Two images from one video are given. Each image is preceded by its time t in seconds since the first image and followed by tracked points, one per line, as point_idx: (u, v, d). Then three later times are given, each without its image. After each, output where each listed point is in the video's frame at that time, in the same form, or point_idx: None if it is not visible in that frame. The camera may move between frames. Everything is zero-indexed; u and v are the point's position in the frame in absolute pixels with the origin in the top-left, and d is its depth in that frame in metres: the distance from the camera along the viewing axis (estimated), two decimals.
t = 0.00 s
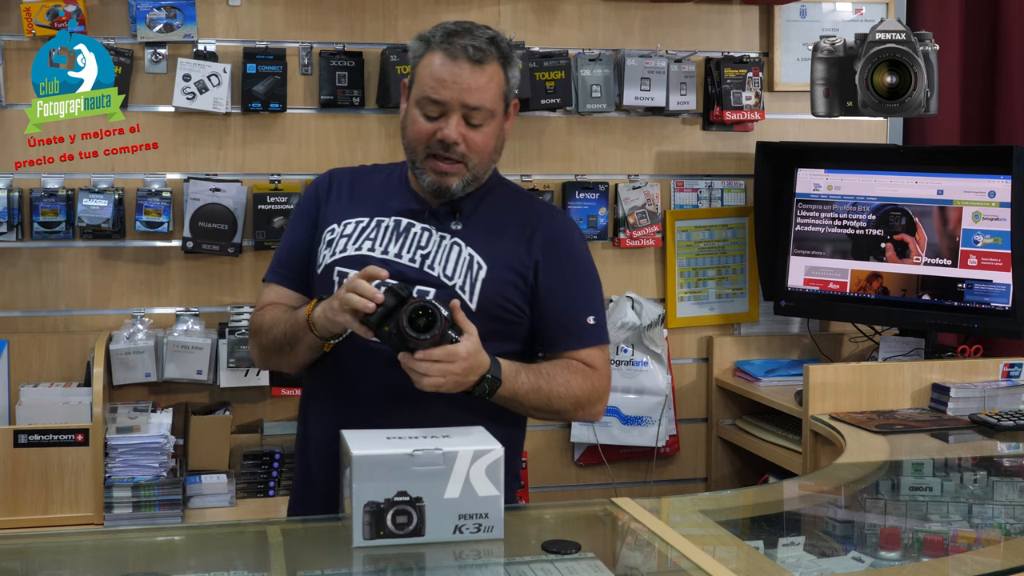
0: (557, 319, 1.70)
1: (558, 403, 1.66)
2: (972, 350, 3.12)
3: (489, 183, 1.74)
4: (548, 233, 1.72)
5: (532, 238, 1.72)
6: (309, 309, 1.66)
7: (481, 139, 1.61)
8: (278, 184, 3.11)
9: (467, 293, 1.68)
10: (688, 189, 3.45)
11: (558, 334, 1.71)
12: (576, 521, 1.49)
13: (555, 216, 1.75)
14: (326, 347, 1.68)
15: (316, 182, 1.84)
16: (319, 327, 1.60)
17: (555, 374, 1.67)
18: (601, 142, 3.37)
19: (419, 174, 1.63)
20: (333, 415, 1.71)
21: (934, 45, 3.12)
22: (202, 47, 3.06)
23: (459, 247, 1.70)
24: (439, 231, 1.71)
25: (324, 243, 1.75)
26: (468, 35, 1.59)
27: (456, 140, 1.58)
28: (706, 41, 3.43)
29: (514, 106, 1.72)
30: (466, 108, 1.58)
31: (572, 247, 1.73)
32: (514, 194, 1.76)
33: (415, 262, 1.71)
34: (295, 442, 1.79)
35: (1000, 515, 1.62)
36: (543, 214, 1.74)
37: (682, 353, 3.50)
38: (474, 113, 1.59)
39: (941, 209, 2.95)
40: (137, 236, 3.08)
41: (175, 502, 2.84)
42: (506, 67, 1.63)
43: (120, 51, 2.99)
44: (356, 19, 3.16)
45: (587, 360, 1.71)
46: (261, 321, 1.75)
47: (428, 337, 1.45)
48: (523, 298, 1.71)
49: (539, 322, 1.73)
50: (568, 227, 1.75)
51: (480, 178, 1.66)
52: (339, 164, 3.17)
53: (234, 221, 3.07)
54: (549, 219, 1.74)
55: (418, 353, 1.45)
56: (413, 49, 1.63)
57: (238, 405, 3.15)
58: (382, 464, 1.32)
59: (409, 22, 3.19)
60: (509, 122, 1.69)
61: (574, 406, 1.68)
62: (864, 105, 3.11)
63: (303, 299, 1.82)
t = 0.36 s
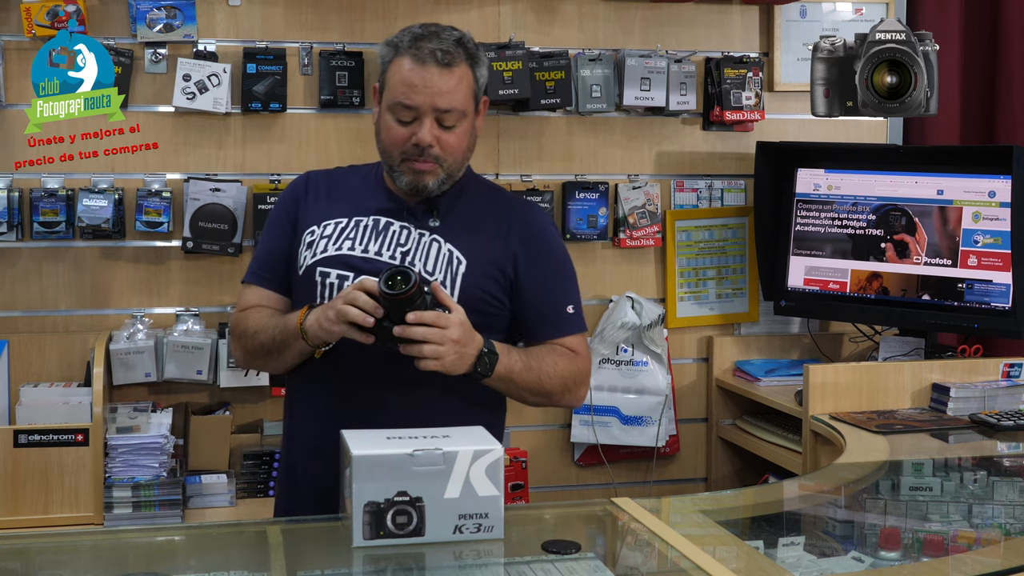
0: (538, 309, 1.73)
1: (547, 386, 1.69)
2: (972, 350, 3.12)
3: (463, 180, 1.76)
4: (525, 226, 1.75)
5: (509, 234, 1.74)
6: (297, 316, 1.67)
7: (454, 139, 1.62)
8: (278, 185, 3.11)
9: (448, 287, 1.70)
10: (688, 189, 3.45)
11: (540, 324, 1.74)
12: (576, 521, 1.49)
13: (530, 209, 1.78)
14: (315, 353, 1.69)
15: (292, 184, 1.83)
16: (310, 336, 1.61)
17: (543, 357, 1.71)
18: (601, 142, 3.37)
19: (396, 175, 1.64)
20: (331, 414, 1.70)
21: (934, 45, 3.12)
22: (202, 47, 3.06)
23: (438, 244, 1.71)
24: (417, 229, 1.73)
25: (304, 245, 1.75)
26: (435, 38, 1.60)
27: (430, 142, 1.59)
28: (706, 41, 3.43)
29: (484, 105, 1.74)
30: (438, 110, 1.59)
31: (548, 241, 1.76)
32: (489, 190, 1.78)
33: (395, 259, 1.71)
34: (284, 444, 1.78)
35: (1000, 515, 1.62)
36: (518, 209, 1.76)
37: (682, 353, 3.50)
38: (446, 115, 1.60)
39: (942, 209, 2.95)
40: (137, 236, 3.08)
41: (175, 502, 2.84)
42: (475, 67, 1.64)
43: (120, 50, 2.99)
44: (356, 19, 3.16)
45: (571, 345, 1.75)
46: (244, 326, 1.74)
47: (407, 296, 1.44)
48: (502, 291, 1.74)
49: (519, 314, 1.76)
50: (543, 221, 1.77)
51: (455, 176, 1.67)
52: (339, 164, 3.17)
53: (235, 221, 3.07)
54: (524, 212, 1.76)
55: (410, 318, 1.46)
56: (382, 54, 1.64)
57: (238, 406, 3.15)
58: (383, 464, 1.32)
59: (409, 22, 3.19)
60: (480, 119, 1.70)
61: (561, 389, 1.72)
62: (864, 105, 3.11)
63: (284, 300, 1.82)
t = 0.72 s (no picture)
0: (526, 315, 1.74)
1: (537, 390, 1.70)
2: (972, 351, 3.12)
3: (450, 187, 1.76)
4: (512, 233, 1.75)
5: (496, 240, 1.74)
6: (292, 327, 1.67)
7: (439, 148, 1.63)
8: (278, 184, 3.11)
9: (437, 296, 1.70)
10: (688, 189, 3.45)
11: (529, 330, 1.74)
12: (576, 521, 1.49)
13: (517, 215, 1.78)
14: (311, 364, 1.69)
15: (284, 195, 1.84)
16: (305, 348, 1.61)
17: (533, 361, 1.71)
18: (601, 142, 3.37)
19: (385, 186, 1.65)
20: (331, 416, 1.70)
21: (934, 45, 3.12)
22: (202, 47, 3.06)
23: (427, 253, 1.72)
24: (406, 238, 1.73)
25: (294, 254, 1.76)
26: (416, 49, 1.61)
27: (417, 151, 1.60)
28: (706, 41, 3.43)
29: (467, 112, 1.75)
30: (423, 121, 1.60)
31: (535, 247, 1.76)
32: (476, 197, 1.78)
33: (385, 268, 1.72)
34: (279, 448, 1.78)
35: (1000, 515, 1.62)
36: (505, 216, 1.77)
37: (682, 353, 3.49)
38: (431, 124, 1.61)
39: (942, 209, 2.95)
40: (137, 236, 3.08)
41: (175, 502, 2.84)
42: (456, 75, 1.66)
43: (120, 50, 2.99)
44: (356, 19, 3.16)
45: (561, 348, 1.76)
46: (239, 334, 1.75)
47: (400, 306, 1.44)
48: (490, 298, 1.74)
49: (508, 319, 1.76)
50: (529, 227, 1.78)
51: (442, 184, 1.68)
52: (339, 164, 3.17)
53: (235, 221, 3.07)
54: (511, 219, 1.76)
55: (405, 326, 1.46)
56: (364, 67, 1.65)
57: (238, 406, 3.15)
58: (383, 463, 1.32)
59: (409, 22, 3.19)
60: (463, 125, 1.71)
61: (551, 392, 1.73)
62: (864, 105, 3.11)
63: (275, 308, 1.82)
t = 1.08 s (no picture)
0: (523, 318, 1.74)
1: (534, 393, 1.71)
2: (972, 351, 3.12)
3: (451, 189, 1.76)
4: (510, 236, 1.75)
5: (496, 242, 1.74)
6: (290, 326, 1.67)
7: (442, 150, 1.63)
8: (278, 184, 3.11)
9: (434, 298, 1.70)
10: (688, 189, 3.45)
11: (525, 333, 1.74)
12: (576, 521, 1.49)
13: (516, 219, 1.78)
14: (310, 361, 1.69)
15: (287, 194, 1.84)
16: (302, 347, 1.61)
17: (530, 364, 1.72)
18: (601, 142, 3.37)
19: (386, 187, 1.65)
20: (332, 415, 1.70)
21: (934, 45, 3.12)
22: (202, 47, 3.06)
23: (425, 254, 1.72)
24: (405, 239, 1.73)
25: (296, 253, 1.76)
26: (421, 51, 1.61)
27: (419, 154, 1.60)
28: (706, 41, 3.43)
29: (471, 115, 1.75)
30: (426, 123, 1.60)
31: (535, 250, 1.76)
32: (476, 200, 1.78)
33: (383, 269, 1.72)
34: (279, 446, 1.78)
35: (1000, 515, 1.62)
36: (505, 219, 1.76)
37: (682, 353, 3.49)
38: (434, 127, 1.61)
39: (941, 209, 2.95)
40: (137, 236, 3.08)
41: (175, 502, 2.84)
42: (460, 78, 1.65)
43: (120, 50, 2.99)
44: (356, 19, 3.15)
45: (559, 351, 1.76)
46: (240, 332, 1.75)
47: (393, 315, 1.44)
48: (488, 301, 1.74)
49: (505, 323, 1.76)
50: (530, 230, 1.78)
51: (444, 187, 1.68)
52: (339, 164, 3.17)
53: (235, 221, 3.07)
54: (511, 222, 1.76)
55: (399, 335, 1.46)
56: (370, 68, 1.65)
57: (238, 406, 3.15)
58: (382, 463, 1.32)
59: (409, 22, 3.19)
60: (466, 129, 1.72)
61: (548, 395, 1.73)
62: (864, 105, 3.11)
63: (277, 306, 1.83)
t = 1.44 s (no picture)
0: (525, 318, 1.74)
1: (538, 393, 1.71)
2: (972, 351, 3.12)
3: (451, 190, 1.76)
4: (512, 236, 1.75)
5: (496, 243, 1.74)
6: (292, 329, 1.67)
7: (444, 151, 1.63)
8: (278, 185, 3.11)
9: (437, 300, 1.71)
10: (688, 189, 3.45)
11: (526, 332, 1.74)
12: (576, 521, 1.49)
13: (517, 220, 1.78)
14: (312, 365, 1.69)
15: (286, 196, 1.84)
16: (305, 350, 1.62)
17: (533, 365, 1.72)
18: (601, 142, 3.37)
19: (387, 188, 1.65)
20: (333, 416, 1.70)
21: (934, 45, 3.12)
22: (202, 47, 3.06)
23: (427, 257, 1.72)
24: (407, 241, 1.73)
25: (296, 256, 1.76)
26: (422, 52, 1.62)
27: (421, 155, 1.60)
28: (706, 41, 3.43)
29: (471, 116, 1.75)
30: (428, 124, 1.60)
31: (535, 250, 1.76)
32: (476, 201, 1.78)
33: (386, 271, 1.72)
34: (280, 447, 1.78)
35: (1000, 515, 1.62)
36: (506, 219, 1.76)
37: (682, 353, 3.49)
38: (436, 128, 1.61)
39: (942, 209, 2.95)
40: (137, 236, 3.08)
41: (175, 502, 2.84)
42: (461, 79, 1.66)
43: (120, 51, 2.99)
44: (356, 19, 3.15)
45: (562, 352, 1.76)
46: (241, 336, 1.75)
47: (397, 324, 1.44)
48: (490, 301, 1.74)
49: (508, 323, 1.76)
50: (530, 230, 1.78)
51: (445, 188, 1.68)
52: (339, 164, 3.17)
53: (235, 221, 3.07)
54: (511, 222, 1.76)
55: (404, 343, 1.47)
56: (371, 69, 1.65)
57: (238, 405, 3.15)
58: (382, 464, 1.32)
59: (409, 22, 3.19)
60: (467, 130, 1.72)
61: (552, 395, 1.73)
62: (864, 105, 3.11)
63: (278, 308, 1.83)
